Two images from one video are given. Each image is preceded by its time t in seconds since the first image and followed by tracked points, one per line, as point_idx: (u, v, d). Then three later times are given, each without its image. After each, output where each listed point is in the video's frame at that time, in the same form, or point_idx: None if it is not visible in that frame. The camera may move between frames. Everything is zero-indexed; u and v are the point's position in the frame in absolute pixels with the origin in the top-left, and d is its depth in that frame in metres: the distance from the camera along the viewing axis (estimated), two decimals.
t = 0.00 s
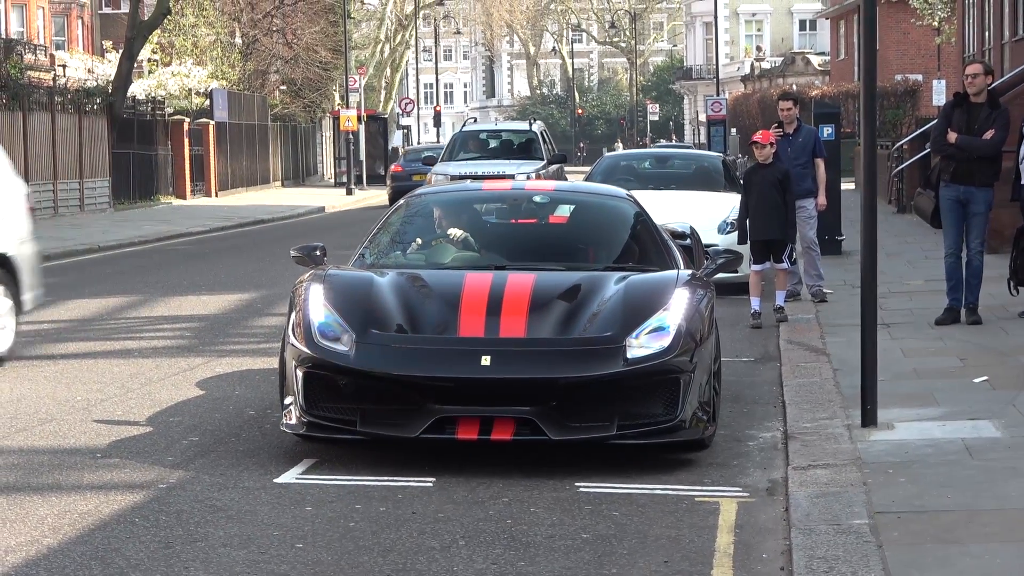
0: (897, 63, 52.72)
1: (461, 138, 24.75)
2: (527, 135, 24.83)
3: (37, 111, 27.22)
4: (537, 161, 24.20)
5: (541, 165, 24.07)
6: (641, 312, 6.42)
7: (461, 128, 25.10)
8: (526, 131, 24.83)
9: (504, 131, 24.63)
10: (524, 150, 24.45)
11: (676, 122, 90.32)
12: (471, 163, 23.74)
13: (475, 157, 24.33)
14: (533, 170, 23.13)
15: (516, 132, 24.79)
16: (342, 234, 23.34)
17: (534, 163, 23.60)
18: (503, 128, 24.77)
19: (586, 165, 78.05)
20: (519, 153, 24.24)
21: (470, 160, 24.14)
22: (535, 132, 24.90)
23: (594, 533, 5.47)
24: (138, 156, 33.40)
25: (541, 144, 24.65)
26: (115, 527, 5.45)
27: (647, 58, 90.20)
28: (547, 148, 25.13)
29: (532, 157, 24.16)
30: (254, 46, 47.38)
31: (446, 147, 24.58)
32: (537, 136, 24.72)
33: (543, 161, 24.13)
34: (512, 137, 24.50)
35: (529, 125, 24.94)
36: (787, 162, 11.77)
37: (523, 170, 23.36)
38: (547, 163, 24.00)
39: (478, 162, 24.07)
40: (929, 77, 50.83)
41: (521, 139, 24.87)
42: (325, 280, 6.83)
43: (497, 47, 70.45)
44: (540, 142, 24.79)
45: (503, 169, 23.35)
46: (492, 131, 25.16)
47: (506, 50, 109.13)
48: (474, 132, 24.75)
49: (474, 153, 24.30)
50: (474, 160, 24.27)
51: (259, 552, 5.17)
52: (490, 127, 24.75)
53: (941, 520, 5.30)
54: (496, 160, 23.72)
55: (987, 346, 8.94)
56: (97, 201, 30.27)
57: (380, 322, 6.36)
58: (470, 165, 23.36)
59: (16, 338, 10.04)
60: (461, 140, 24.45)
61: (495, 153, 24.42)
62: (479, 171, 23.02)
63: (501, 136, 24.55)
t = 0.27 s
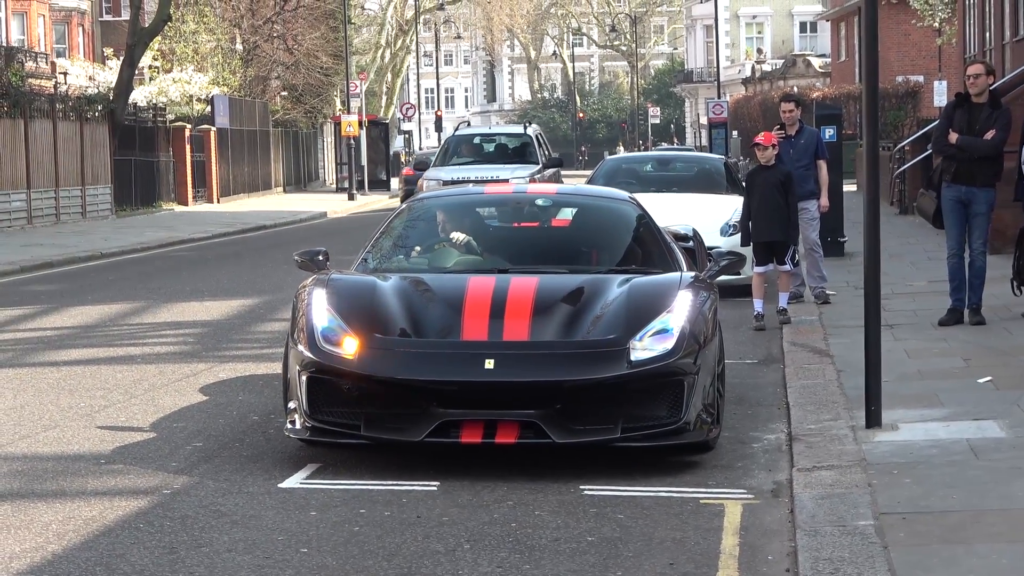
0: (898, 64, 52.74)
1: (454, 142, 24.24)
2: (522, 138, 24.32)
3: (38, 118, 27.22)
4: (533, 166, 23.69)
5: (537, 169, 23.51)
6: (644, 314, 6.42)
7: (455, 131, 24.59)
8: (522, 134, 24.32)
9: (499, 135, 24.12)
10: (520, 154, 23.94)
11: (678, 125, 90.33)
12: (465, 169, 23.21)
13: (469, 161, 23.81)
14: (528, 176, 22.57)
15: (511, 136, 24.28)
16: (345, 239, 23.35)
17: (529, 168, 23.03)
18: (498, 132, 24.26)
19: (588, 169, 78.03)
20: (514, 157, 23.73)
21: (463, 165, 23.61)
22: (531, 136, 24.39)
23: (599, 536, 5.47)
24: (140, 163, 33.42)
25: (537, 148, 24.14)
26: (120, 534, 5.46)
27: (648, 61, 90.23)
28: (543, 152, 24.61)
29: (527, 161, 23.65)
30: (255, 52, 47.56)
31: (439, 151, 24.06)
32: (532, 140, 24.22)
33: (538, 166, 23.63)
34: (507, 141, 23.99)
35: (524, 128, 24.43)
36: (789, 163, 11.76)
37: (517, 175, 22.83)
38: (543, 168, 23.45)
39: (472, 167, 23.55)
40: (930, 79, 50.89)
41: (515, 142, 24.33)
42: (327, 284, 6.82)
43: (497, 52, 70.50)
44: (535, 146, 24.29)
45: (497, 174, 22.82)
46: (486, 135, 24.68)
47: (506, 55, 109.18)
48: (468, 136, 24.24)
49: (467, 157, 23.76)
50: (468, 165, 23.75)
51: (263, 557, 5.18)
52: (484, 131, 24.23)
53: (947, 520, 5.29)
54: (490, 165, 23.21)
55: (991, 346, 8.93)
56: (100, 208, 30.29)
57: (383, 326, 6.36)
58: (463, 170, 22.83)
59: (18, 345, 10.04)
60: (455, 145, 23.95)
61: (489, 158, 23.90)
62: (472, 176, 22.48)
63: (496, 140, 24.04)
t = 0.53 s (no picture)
0: (900, 67, 52.75)
1: (447, 144, 23.75)
2: (518, 140, 23.76)
3: (40, 119, 27.22)
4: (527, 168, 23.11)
5: (532, 172, 22.95)
6: (646, 316, 6.42)
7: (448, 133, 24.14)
8: (517, 136, 23.79)
9: (493, 136, 23.62)
10: (514, 156, 23.37)
11: (680, 127, 90.32)
12: (458, 170, 22.71)
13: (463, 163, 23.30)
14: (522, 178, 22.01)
15: (506, 138, 23.77)
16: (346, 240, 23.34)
17: (524, 170, 22.46)
18: (492, 134, 23.76)
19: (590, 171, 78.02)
20: (509, 159, 23.17)
21: (456, 166, 23.11)
22: (527, 138, 23.87)
23: (600, 538, 5.47)
24: (142, 163, 33.45)
25: (533, 150, 23.59)
26: (121, 534, 5.46)
27: (651, 63, 90.23)
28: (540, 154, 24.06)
29: (522, 164, 23.10)
30: (257, 53, 47.50)
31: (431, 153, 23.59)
32: (528, 142, 23.66)
33: (533, 167, 23.05)
34: (501, 142, 23.45)
35: (519, 131, 23.91)
36: (791, 166, 11.76)
37: (512, 177, 22.32)
38: (539, 170, 22.90)
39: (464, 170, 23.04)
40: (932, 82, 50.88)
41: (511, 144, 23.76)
42: (329, 286, 6.82)
43: (500, 53, 70.48)
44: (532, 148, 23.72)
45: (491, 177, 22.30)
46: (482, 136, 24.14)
47: (508, 56, 109.21)
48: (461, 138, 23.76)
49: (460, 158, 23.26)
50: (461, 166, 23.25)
51: (264, 558, 5.18)
52: (478, 133, 23.75)
53: (948, 524, 5.29)
54: (483, 167, 22.67)
55: (993, 350, 8.93)
56: (102, 208, 30.30)
57: (385, 328, 6.36)
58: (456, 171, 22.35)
59: (19, 346, 10.04)
60: (448, 146, 23.48)
61: (483, 159, 23.36)
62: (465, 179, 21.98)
63: (490, 140, 23.51)
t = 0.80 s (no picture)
0: (901, 63, 52.75)
1: (439, 142, 23.35)
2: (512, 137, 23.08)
3: (41, 117, 27.20)
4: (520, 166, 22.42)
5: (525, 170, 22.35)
6: (648, 313, 6.42)
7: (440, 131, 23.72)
8: (510, 133, 23.20)
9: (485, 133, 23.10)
10: (507, 154, 22.73)
11: (682, 124, 90.29)
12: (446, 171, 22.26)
13: (453, 161, 22.89)
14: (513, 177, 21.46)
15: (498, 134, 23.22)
16: (348, 238, 23.34)
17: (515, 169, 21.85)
18: (484, 131, 23.26)
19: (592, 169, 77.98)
20: (501, 155, 22.60)
21: (446, 165, 22.71)
22: (521, 134, 23.17)
23: (602, 535, 5.47)
24: (144, 161, 33.46)
25: (527, 146, 22.93)
26: (123, 532, 5.47)
27: (652, 60, 90.21)
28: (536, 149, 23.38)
29: (515, 161, 22.53)
30: (259, 51, 47.74)
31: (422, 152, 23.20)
32: (521, 138, 22.98)
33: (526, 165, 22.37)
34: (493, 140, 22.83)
35: (513, 127, 23.33)
36: (792, 163, 11.74)
37: (504, 176, 21.81)
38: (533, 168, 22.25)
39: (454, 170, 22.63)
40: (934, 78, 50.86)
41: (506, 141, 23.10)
42: (330, 284, 6.82)
43: (501, 51, 70.44)
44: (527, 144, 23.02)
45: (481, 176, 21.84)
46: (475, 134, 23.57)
47: (510, 53, 109.19)
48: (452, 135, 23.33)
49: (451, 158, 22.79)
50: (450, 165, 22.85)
51: (266, 555, 5.18)
52: (470, 130, 23.27)
53: (950, 520, 5.29)
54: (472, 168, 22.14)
55: (995, 346, 8.92)
56: (104, 206, 30.30)
57: (386, 325, 6.36)
58: (446, 173, 21.92)
59: (21, 344, 10.04)
60: (438, 145, 23.05)
61: (474, 159, 22.83)
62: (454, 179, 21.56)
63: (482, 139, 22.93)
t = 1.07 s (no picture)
0: (903, 55, 52.72)
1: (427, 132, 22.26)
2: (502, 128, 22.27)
3: (43, 108, 27.15)
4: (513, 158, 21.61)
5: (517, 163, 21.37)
6: (650, 304, 6.42)
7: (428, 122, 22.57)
8: (501, 125, 22.29)
9: (476, 124, 22.06)
10: (500, 146, 21.88)
11: (684, 116, 90.22)
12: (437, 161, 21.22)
13: (443, 153, 21.74)
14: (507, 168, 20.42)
15: (489, 127, 22.27)
16: (349, 229, 23.32)
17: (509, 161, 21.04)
18: (475, 122, 22.22)
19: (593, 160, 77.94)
20: (494, 147, 21.73)
21: (437, 158, 21.54)
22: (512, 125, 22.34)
23: (604, 526, 5.48)
24: (145, 152, 33.44)
25: (519, 138, 22.12)
26: (125, 522, 5.48)
27: (654, 51, 90.11)
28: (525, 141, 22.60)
29: (507, 154, 21.56)
30: (260, 42, 47.81)
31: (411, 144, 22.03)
32: (513, 130, 22.17)
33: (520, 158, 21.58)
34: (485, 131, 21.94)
35: (504, 118, 22.39)
36: (793, 154, 11.74)
37: (495, 169, 20.82)
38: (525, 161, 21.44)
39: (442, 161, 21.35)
40: (936, 69, 50.82)
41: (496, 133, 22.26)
42: (332, 274, 6.82)
43: (502, 43, 70.33)
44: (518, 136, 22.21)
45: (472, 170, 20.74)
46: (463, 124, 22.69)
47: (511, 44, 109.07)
48: (441, 126, 22.20)
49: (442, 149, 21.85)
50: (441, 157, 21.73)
51: (268, 546, 5.19)
52: (460, 120, 22.17)
53: (951, 511, 5.29)
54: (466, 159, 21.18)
55: (996, 337, 8.92)
56: (105, 197, 30.28)
57: (389, 316, 6.36)
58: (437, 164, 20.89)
59: (22, 334, 10.04)
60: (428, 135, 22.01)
61: (466, 149, 21.89)
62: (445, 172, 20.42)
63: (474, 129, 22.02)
